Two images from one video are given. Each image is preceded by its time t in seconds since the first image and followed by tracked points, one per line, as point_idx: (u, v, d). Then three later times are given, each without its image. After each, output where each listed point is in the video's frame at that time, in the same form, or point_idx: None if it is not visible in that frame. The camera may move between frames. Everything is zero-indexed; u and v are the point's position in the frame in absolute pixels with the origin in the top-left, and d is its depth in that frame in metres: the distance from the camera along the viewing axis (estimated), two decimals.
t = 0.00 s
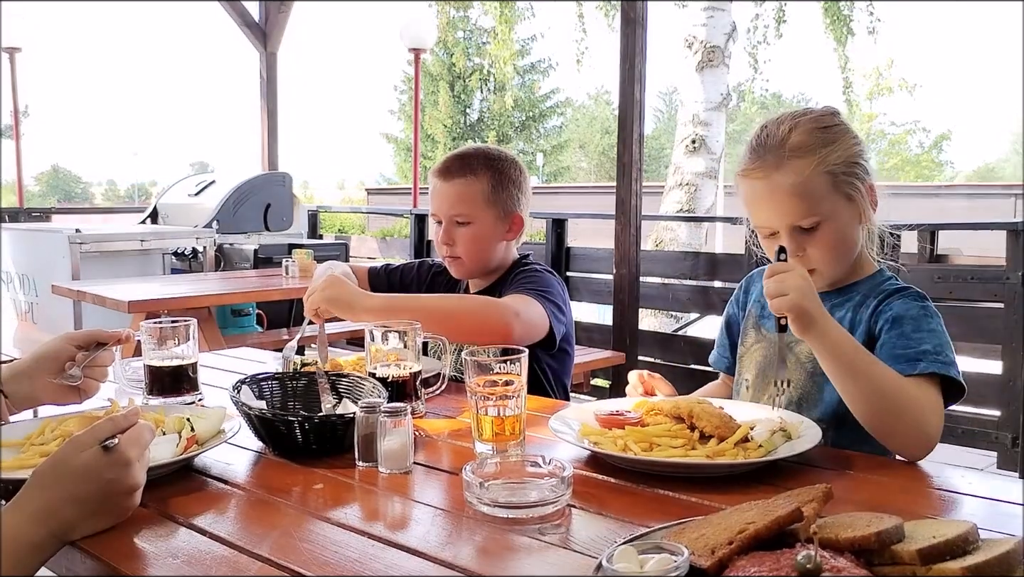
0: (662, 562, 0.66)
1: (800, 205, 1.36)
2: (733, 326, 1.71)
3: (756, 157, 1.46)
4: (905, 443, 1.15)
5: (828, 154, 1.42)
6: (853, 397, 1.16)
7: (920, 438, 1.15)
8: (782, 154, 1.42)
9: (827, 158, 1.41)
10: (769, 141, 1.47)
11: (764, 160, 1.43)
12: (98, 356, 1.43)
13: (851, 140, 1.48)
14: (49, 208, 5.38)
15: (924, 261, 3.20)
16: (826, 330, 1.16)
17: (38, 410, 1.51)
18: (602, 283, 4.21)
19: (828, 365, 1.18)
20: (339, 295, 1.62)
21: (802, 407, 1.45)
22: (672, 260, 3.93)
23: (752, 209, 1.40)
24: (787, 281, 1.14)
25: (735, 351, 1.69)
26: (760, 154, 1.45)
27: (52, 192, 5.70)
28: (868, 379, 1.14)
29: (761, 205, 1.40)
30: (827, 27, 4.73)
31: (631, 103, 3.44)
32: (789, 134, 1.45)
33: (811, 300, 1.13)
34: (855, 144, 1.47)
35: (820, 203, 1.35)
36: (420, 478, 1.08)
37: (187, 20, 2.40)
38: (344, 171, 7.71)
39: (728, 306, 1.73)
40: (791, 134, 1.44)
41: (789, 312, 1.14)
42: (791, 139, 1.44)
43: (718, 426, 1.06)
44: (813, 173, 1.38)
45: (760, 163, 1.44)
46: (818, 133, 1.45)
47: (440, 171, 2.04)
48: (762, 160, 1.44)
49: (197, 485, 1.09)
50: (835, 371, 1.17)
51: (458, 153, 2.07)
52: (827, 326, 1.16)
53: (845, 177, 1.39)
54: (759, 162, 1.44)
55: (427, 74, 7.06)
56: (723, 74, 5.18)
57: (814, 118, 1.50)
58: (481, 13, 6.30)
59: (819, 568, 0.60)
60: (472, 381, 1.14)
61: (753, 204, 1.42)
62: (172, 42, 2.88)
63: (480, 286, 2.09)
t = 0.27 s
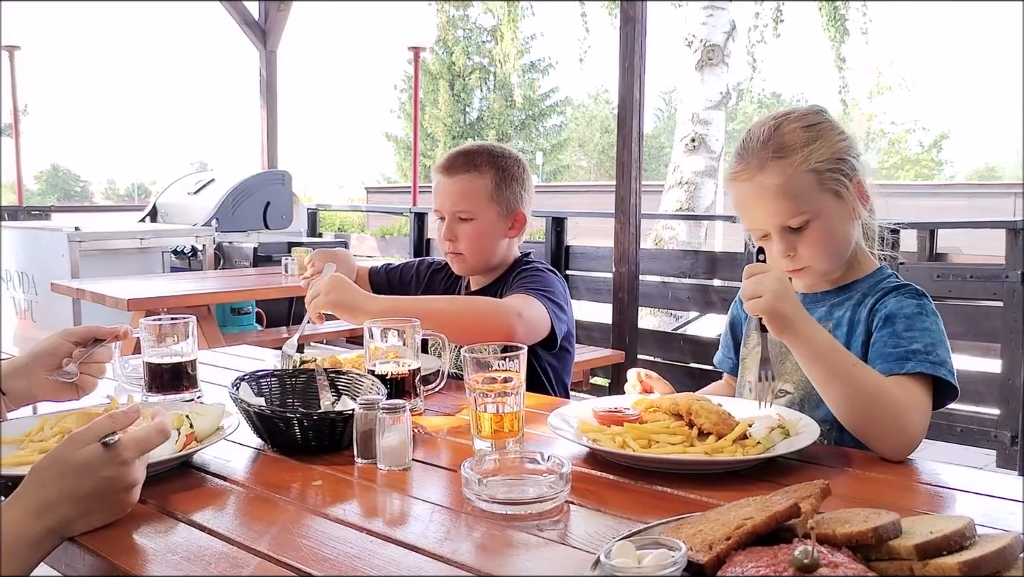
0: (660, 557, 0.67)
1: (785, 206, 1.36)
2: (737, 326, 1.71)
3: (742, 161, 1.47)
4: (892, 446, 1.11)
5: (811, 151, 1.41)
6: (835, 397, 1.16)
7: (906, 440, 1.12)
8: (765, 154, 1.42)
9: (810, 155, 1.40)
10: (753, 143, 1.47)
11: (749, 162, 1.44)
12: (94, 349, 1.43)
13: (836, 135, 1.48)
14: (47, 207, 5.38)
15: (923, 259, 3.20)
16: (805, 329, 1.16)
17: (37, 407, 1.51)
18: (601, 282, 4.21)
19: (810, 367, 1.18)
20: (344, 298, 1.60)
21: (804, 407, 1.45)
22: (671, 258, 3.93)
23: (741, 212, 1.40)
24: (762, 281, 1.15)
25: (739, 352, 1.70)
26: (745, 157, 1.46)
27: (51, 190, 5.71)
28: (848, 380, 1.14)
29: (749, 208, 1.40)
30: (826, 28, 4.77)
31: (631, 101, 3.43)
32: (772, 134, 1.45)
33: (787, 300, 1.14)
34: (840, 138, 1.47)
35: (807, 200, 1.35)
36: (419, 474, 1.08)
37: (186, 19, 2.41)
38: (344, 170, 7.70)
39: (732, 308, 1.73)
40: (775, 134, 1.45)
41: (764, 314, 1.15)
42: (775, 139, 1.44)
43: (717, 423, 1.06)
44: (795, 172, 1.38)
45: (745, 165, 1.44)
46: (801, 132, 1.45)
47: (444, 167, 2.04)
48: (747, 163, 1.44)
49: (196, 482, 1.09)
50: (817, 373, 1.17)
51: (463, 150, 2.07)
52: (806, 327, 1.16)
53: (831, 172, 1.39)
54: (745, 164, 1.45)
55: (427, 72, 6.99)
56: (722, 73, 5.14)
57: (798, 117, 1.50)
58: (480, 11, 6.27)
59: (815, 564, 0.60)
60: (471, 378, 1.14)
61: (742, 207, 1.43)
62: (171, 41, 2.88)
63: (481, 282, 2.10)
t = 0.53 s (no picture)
0: (662, 552, 0.67)
1: (779, 208, 1.36)
2: (741, 326, 1.72)
3: (736, 163, 1.47)
4: (895, 442, 1.12)
5: (801, 152, 1.42)
6: (838, 393, 1.17)
7: (909, 437, 1.12)
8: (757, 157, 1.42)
9: (800, 156, 1.41)
10: (745, 146, 1.47)
11: (740, 165, 1.44)
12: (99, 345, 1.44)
13: (829, 135, 1.48)
14: (49, 206, 5.40)
15: (924, 258, 3.21)
16: (808, 328, 1.16)
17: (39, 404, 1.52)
18: (603, 281, 4.22)
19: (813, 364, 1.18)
20: (344, 296, 1.60)
21: (804, 407, 1.46)
22: (671, 257, 3.94)
23: (735, 216, 1.41)
24: (765, 282, 1.15)
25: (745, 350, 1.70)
26: (738, 160, 1.46)
27: (53, 190, 5.73)
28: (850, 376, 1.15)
29: (743, 211, 1.41)
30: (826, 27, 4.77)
31: (632, 100, 3.43)
32: (763, 137, 1.46)
33: (791, 300, 1.14)
34: (833, 138, 1.47)
35: (799, 202, 1.36)
36: (421, 471, 1.09)
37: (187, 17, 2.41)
38: (345, 169, 7.72)
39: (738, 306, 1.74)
40: (766, 137, 1.45)
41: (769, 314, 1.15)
42: (766, 141, 1.45)
43: (718, 421, 1.07)
44: (786, 173, 1.39)
45: (738, 168, 1.45)
46: (793, 133, 1.46)
47: (453, 164, 2.06)
48: (739, 166, 1.45)
49: (200, 479, 1.09)
50: (819, 369, 1.18)
51: (470, 148, 2.09)
52: (810, 326, 1.16)
53: (824, 172, 1.39)
54: (737, 167, 1.45)
55: (430, 72, 7.03)
56: (723, 72, 5.19)
57: (790, 119, 1.51)
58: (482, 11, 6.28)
59: (816, 559, 0.60)
60: (473, 375, 1.15)
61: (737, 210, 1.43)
62: (173, 40, 2.89)
63: (487, 279, 2.10)
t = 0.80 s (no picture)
0: (666, 546, 0.67)
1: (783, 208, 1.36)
2: (741, 326, 1.72)
3: (736, 163, 1.47)
4: (911, 440, 1.12)
5: (806, 150, 1.41)
6: (860, 387, 1.16)
7: (925, 436, 1.13)
8: (759, 157, 1.42)
9: (806, 155, 1.40)
10: (749, 143, 1.47)
11: (743, 164, 1.44)
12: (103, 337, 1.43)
13: (830, 132, 1.48)
14: (54, 205, 5.42)
15: (930, 257, 3.20)
16: (841, 322, 1.15)
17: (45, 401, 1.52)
18: (607, 280, 4.22)
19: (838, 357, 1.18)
20: (359, 291, 1.56)
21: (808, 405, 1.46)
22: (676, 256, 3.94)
23: (738, 216, 1.41)
24: (801, 274, 1.13)
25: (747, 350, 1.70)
26: (739, 159, 1.46)
27: (58, 189, 5.74)
28: (878, 371, 1.14)
29: (746, 211, 1.41)
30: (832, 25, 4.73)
31: (637, 98, 3.42)
32: (766, 135, 1.45)
33: (825, 294, 1.13)
34: (834, 136, 1.46)
35: (803, 201, 1.36)
36: (426, 467, 1.09)
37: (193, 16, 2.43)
38: (349, 167, 7.73)
39: (739, 306, 1.74)
40: (768, 135, 1.45)
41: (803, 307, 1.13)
42: (768, 140, 1.44)
43: (722, 417, 1.07)
44: (791, 172, 1.38)
45: (742, 167, 1.45)
46: (794, 131, 1.45)
47: (455, 162, 2.06)
48: (741, 165, 1.45)
49: (205, 475, 1.10)
50: (845, 362, 1.17)
51: (472, 146, 2.09)
52: (843, 320, 1.14)
53: (828, 170, 1.39)
54: (741, 166, 1.45)
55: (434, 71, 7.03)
56: (728, 71, 5.18)
57: (791, 117, 1.50)
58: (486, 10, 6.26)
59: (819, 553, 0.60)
60: (478, 372, 1.15)
61: (739, 210, 1.44)
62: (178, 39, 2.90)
63: (490, 277, 2.10)
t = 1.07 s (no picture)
0: (678, 541, 0.68)
1: (789, 209, 1.36)
2: (749, 326, 1.72)
3: (738, 166, 1.47)
4: (932, 438, 1.12)
5: (807, 150, 1.41)
6: (881, 385, 1.15)
7: (944, 433, 1.13)
8: (761, 158, 1.42)
9: (808, 155, 1.40)
10: (749, 147, 1.47)
11: (745, 167, 1.44)
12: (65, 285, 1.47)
13: (831, 132, 1.48)
14: (71, 206, 5.47)
15: (946, 255, 3.19)
16: (862, 321, 1.14)
17: (62, 396, 1.55)
18: (620, 279, 4.21)
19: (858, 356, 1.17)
20: (375, 288, 1.58)
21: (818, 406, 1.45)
22: (690, 255, 3.94)
23: (742, 219, 1.41)
24: (820, 274, 1.12)
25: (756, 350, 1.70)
26: (739, 161, 1.46)
27: (74, 189, 5.80)
28: (898, 369, 1.14)
29: (750, 213, 1.41)
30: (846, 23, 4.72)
31: (650, 97, 3.42)
32: (765, 138, 1.45)
33: (846, 293, 1.12)
34: (835, 135, 1.47)
35: (808, 202, 1.36)
36: (439, 464, 1.10)
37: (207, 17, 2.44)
38: (363, 167, 7.77)
39: (746, 306, 1.74)
40: (769, 137, 1.45)
41: (826, 306, 1.12)
42: (768, 143, 1.44)
43: (735, 415, 1.08)
44: (794, 172, 1.38)
45: (743, 170, 1.44)
46: (794, 133, 1.45)
47: (460, 162, 2.07)
48: (741, 167, 1.44)
49: (222, 470, 1.11)
50: (865, 360, 1.16)
51: (478, 146, 2.10)
52: (865, 319, 1.14)
53: (831, 169, 1.39)
54: (741, 169, 1.45)
55: (448, 71, 7.04)
56: (741, 69, 5.18)
57: (791, 118, 1.51)
58: (499, 10, 6.27)
59: (831, 548, 0.61)
60: (491, 369, 1.16)
61: (742, 212, 1.44)
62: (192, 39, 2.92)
63: (500, 275, 2.11)
